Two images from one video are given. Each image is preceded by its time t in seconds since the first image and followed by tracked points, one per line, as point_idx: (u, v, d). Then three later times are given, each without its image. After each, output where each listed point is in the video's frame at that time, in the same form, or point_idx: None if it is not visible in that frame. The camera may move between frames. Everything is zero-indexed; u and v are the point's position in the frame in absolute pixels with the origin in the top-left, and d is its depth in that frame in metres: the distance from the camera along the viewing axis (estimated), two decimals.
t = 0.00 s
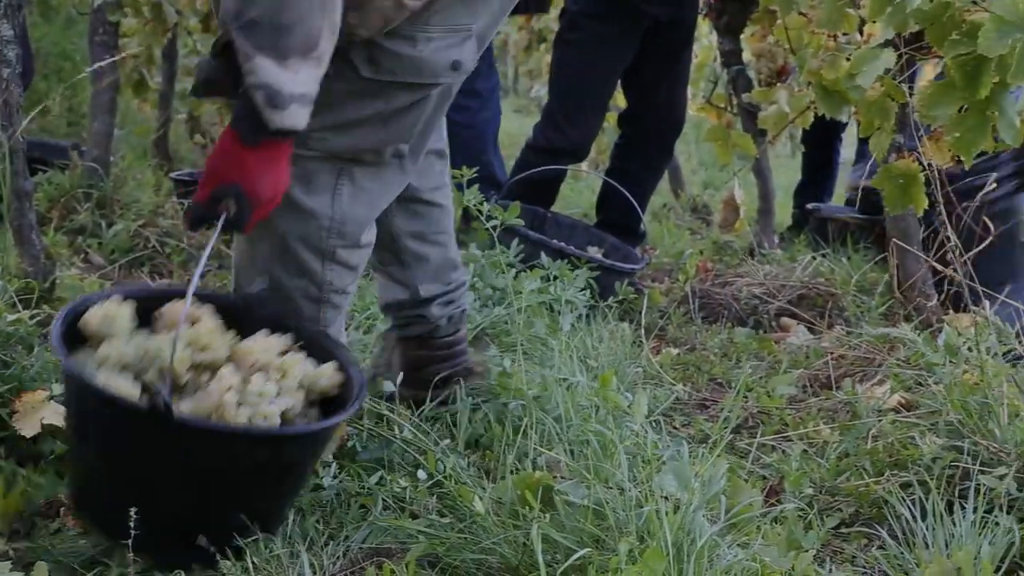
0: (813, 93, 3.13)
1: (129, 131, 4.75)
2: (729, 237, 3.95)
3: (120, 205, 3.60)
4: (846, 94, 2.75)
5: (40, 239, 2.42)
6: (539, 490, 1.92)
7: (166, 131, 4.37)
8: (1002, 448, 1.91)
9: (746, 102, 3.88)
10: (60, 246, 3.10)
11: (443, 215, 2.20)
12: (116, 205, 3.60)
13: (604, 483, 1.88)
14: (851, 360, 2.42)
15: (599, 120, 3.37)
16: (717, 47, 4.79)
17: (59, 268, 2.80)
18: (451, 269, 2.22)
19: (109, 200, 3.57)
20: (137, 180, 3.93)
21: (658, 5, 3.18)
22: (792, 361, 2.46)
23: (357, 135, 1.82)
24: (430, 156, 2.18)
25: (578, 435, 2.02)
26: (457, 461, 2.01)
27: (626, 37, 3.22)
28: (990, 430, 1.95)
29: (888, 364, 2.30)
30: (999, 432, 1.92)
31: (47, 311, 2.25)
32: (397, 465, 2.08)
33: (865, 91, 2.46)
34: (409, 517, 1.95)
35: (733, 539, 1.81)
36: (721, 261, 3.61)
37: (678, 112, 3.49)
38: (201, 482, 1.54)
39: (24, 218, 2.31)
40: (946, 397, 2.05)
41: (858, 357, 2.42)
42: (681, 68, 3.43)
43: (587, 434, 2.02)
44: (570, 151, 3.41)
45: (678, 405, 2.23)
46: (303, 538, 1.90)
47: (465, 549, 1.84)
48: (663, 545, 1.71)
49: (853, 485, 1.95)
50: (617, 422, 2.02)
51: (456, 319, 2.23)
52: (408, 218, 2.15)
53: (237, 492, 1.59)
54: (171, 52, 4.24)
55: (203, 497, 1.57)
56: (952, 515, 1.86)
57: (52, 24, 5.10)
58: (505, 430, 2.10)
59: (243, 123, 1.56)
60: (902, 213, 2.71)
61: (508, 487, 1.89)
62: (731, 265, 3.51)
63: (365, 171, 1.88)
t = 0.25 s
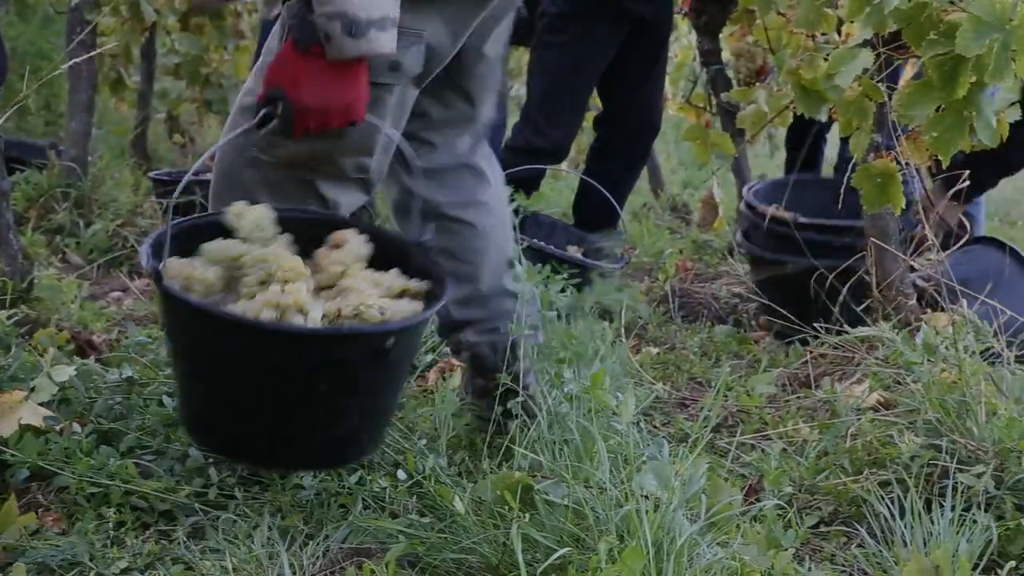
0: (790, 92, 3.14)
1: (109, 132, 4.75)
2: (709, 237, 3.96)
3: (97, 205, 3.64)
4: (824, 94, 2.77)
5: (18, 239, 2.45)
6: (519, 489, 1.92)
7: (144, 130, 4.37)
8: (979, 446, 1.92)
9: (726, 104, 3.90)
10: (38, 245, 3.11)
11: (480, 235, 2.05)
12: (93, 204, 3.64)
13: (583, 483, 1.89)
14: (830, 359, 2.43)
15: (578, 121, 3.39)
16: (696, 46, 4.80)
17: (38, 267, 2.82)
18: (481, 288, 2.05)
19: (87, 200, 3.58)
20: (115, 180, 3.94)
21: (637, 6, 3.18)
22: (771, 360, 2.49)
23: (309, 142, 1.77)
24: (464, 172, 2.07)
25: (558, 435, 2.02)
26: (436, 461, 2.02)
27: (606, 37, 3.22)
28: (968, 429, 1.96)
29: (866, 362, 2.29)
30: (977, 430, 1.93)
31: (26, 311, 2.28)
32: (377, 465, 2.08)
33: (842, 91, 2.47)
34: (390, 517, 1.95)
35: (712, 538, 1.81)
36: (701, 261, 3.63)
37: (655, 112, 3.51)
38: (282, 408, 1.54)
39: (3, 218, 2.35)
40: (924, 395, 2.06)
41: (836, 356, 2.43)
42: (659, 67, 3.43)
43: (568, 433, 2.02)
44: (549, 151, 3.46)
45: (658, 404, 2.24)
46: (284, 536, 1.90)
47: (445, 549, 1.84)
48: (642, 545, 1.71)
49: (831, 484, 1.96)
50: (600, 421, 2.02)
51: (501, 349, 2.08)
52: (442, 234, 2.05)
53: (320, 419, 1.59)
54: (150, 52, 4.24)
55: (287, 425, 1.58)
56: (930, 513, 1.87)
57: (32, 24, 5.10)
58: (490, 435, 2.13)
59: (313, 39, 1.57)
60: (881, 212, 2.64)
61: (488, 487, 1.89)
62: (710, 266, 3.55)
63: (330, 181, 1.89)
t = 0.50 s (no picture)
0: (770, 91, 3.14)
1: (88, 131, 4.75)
2: (689, 235, 3.96)
3: (76, 205, 3.63)
4: (805, 94, 2.77)
5: None
6: (500, 488, 1.92)
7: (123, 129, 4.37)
8: (958, 444, 1.93)
9: (707, 103, 3.92)
10: (17, 245, 3.11)
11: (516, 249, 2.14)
12: (72, 204, 3.63)
13: (564, 482, 1.89)
14: (810, 358, 2.43)
15: (557, 120, 3.39)
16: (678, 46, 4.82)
17: (17, 268, 2.82)
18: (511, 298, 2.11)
19: (67, 199, 3.59)
20: (94, 179, 3.93)
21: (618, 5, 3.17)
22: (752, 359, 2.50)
23: (301, 127, 1.85)
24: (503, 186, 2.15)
25: (538, 435, 2.01)
26: (419, 460, 2.01)
27: (588, 39, 3.22)
28: (947, 427, 1.97)
29: (846, 360, 2.29)
30: (956, 428, 1.95)
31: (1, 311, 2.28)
32: (359, 464, 2.07)
33: (823, 91, 2.47)
34: (370, 516, 1.94)
35: (693, 537, 1.82)
36: (682, 260, 3.65)
37: (636, 110, 3.50)
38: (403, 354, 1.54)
39: None
40: (904, 394, 2.07)
41: (816, 354, 2.43)
42: (640, 65, 3.41)
43: (548, 431, 2.01)
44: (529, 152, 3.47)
45: (639, 403, 2.24)
46: (265, 535, 1.89)
47: (426, 548, 1.84)
48: (624, 543, 1.71)
49: (812, 482, 1.96)
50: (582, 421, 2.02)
51: (510, 358, 2.11)
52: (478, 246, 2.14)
53: (447, 349, 1.58)
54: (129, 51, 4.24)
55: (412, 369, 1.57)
56: (910, 511, 1.87)
57: (10, 21, 5.10)
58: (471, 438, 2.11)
59: None
60: (862, 211, 2.67)
61: (469, 486, 1.89)
62: (691, 265, 3.55)
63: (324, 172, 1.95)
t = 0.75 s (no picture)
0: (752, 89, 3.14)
1: (68, 128, 4.76)
2: (671, 234, 3.96)
3: (57, 202, 3.64)
4: (786, 92, 2.77)
5: None
6: (482, 487, 1.92)
7: (104, 127, 4.38)
8: (938, 442, 1.95)
9: (689, 101, 3.93)
10: None
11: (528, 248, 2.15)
12: (52, 202, 3.65)
13: (546, 480, 1.89)
14: (791, 357, 2.42)
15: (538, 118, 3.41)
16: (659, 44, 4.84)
17: None
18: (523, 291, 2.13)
19: (47, 197, 3.61)
20: (75, 177, 3.94)
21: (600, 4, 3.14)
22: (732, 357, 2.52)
23: (316, 109, 1.88)
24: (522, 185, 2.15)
25: (520, 434, 2.01)
26: (402, 457, 2.01)
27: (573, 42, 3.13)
28: (928, 424, 1.98)
29: (827, 358, 2.29)
30: (936, 426, 1.96)
31: None
32: (343, 462, 2.07)
33: (804, 89, 2.49)
34: (351, 515, 1.94)
35: (675, 534, 1.82)
36: (664, 258, 3.67)
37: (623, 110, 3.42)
38: (445, 305, 1.58)
39: None
40: (884, 392, 2.08)
41: (797, 353, 2.42)
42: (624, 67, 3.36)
43: (530, 430, 2.02)
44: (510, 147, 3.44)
45: (620, 401, 2.25)
46: (246, 535, 1.88)
47: (408, 546, 1.84)
48: (605, 542, 1.71)
49: (792, 480, 1.97)
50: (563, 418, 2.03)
51: (510, 356, 2.11)
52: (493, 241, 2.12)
53: (494, 294, 1.61)
54: (109, 48, 4.25)
55: (455, 317, 1.61)
56: (890, 509, 1.88)
57: None
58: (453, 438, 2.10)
59: None
60: (844, 209, 2.67)
61: (451, 484, 1.88)
62: (673, 263, 3.57)
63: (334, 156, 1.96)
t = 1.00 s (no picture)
0: (728, 88, 3.14)
1: (41, 128, 4.78)
2: (647, 233, 3.96)
3: (30, 203, 3.69)
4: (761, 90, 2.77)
5: None
6: (458, 486, 1.91)
7: (78, 128, 4.40)
8: (912, 438, 1.95)
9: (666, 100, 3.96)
10: None
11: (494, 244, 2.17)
12: (25, 202, 3.70)
13: (522, 479, 1.88)
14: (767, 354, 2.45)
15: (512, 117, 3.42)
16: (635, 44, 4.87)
17: None
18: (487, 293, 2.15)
19: (20, 198, 3.67)
20: (48, 177, 3.97)
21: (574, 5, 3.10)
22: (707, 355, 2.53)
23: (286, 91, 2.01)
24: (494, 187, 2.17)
25: (496, 433, 2.01)
26: (380, 456, 2.00)
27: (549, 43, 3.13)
28: (902, 421, 1.99)
29: (802, 356, 2.30)
30: (910, 423, 1.96)
31: None
32: (325, 461, 2.07)
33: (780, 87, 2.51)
34: (327, 515, 1.93)
35: (651, 533, 1.81)
36: (639, 257, 3.69)
37: (598, 108, 3.40)
38: (394, 279, 1.63)
39: None
40: (859, 389, 2.08)
41: (773, 351, 2.44)
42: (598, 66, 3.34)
43: (506, 430, 2.02)
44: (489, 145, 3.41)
45: (597, 400, 2.26)
46: (221, 535, 1.87)
47: (384, 545, 1.83)
48: (581, 540, 1.70)
49: (768, 477, 1.97)
50: (539, 417, 2.03)
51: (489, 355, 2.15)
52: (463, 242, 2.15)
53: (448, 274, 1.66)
54: (82, 49, 4.26)
55: (405, 293, 1.66)
56: (864, 506, 1.89)
57: None
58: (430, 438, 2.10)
59: None
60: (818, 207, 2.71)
61: (427, 483, 1.87)
62: (648, 262, 3.59)
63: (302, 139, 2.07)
